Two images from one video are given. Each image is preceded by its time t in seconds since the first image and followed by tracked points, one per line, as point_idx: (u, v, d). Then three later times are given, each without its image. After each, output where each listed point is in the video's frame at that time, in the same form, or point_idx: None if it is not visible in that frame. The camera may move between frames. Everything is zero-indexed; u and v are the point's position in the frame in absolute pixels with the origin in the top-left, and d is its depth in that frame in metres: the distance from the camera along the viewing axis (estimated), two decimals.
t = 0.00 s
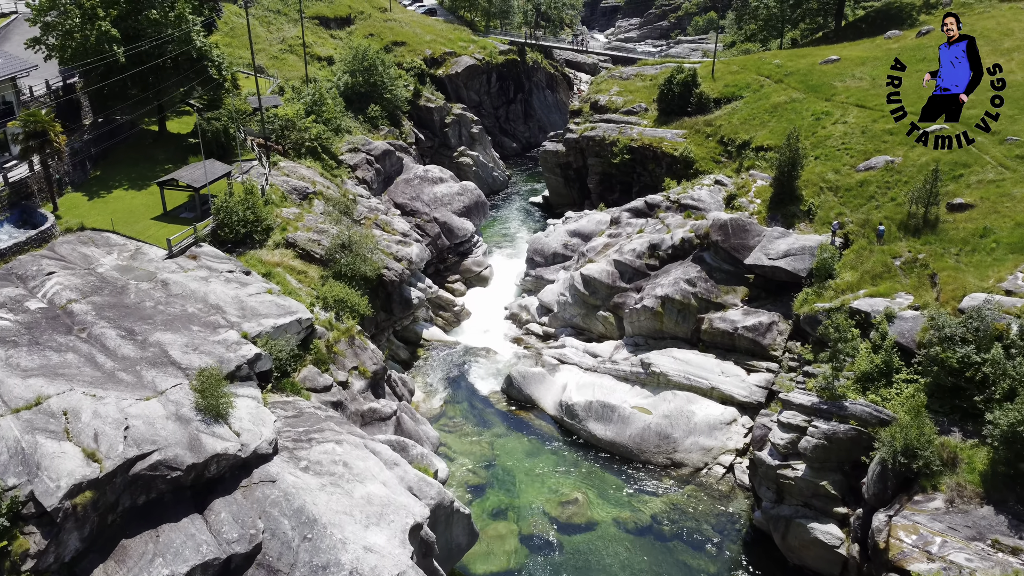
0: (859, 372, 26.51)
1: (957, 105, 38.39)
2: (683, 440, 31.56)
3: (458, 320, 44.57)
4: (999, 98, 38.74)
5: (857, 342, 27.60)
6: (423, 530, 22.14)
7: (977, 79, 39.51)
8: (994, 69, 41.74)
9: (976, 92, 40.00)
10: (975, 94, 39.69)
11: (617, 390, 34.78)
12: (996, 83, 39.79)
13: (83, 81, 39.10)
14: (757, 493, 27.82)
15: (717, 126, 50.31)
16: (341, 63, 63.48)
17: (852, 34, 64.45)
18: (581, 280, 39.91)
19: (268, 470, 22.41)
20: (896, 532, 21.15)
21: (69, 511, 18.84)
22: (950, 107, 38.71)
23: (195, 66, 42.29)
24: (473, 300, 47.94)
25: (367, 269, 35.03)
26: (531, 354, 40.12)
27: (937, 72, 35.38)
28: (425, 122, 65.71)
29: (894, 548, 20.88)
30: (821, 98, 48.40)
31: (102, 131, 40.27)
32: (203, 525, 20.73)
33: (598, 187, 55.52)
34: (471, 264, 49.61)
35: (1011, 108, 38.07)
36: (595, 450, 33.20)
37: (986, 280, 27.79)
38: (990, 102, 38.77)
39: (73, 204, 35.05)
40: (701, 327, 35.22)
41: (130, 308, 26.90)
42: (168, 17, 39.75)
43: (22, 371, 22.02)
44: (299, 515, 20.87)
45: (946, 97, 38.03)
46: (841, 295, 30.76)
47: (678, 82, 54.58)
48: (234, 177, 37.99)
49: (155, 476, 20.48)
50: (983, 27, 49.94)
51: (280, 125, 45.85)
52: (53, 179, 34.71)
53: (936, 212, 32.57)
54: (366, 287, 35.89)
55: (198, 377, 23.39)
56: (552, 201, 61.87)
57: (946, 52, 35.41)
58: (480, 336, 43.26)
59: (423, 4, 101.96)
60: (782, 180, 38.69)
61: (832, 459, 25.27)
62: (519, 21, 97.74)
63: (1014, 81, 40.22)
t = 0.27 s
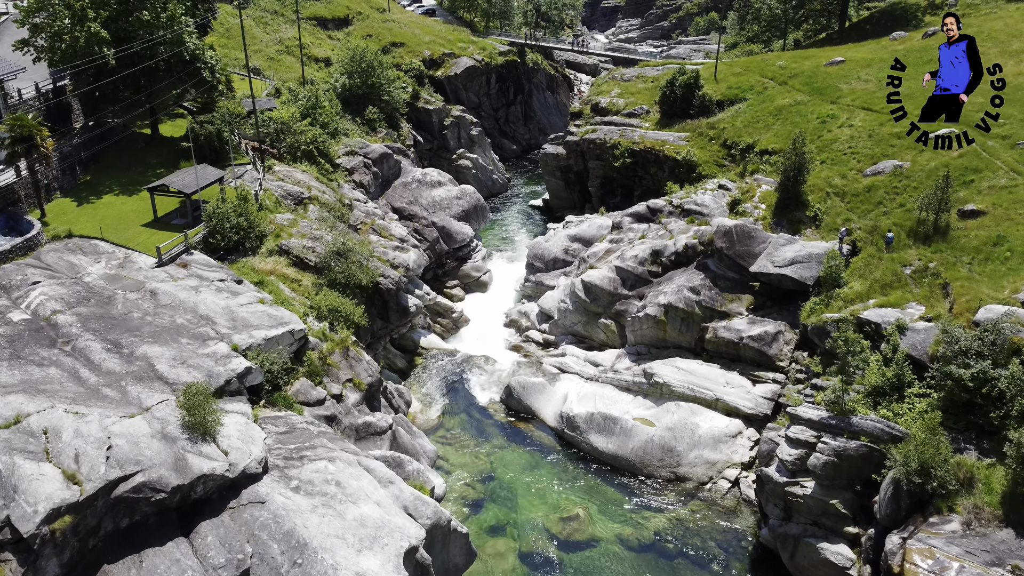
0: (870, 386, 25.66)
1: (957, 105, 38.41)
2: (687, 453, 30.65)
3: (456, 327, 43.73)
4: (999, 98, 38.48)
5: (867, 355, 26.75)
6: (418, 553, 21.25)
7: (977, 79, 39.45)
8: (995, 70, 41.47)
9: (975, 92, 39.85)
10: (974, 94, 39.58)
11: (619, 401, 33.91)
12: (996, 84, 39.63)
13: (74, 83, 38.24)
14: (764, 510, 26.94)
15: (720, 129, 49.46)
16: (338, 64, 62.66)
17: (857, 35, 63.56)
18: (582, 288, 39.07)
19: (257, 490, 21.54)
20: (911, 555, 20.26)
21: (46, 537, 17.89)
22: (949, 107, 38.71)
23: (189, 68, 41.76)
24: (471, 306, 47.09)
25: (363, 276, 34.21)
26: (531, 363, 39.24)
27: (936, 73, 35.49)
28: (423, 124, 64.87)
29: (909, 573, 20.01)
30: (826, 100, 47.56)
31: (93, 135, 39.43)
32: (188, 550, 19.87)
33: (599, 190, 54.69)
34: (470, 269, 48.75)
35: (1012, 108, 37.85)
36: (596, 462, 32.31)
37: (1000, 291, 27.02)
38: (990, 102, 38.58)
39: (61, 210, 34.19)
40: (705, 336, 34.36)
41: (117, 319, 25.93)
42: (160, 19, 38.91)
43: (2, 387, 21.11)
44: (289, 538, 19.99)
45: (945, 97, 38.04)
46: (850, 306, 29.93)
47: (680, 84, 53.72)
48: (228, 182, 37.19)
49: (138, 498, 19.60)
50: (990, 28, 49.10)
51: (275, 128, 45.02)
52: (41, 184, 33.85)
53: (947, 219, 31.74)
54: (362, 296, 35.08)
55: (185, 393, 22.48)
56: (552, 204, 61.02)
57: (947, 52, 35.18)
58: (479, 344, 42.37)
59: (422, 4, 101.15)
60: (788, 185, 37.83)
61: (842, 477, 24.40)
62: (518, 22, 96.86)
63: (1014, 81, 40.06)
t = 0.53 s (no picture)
0: (882, 401, 24.79)
1: (957, 105, 38.11)
2: (692, 467, 29.72)
3: (455, 334, 42.87)
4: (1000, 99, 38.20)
5: (878, 368, 25.86)
6: None
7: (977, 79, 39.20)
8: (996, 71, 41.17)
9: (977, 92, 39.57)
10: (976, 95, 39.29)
11: (622, 412, 33.05)
12: (996, 84, 39.44)
13: (63, 85, 37.39)
14: (772, 528, 26.06)
15: (723, 131, 48.60)
16: (336, 65, 61.85)
17: (862, 35, 62.61)
18: (584, 295, 38.18)
19: (245, 511, 20.67)
20: None
21: (22, 565, 16.92)
22: (950, 107, 38.42)
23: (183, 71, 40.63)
24: (470, 312, 46.22)
25: (358, 284, 33.35)
26: (531, 371, 38.37)
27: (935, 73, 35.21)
28: (422, 126, 64.00)
29: None
30: (832, 102, 46.69)
31: (83, 138, 38.65)
32: None
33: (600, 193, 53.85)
34: (469, 274, 47.87)
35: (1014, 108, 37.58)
36: (598, 476, 31.39)
37: (1015, 302, 26.19)
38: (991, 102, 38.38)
39: (49, 216, 33.34)
40: (709, 346, 33.48)
41: (103, 330, 24.96)
42: (152, 20, 38.24)
43: None
44: (278, 563, 19.11)
45: (946, 97, 37.70)
46: (860, 317, 29.05)
47: (683, 85, 52.82)
48: (221, 187, 36.36)
49: (120, 521, 18.73)
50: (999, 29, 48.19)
51: (270, 131, 44.15)
52: (28, 190, 33.02)
53: (958, 226, 30.90)
54: (357, 304, 34.23)
55: (172, 410, 21.54)
56: (553, 207, 60.16)
57: (946, 51, 34.82)
58: (478, 351, 41.53)
59: (421, 4, 100.40)
60: (794, 190, 36.94)
61: (854, 495, 23.53)
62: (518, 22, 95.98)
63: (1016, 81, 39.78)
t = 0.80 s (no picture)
0: (895, 417, 23.90)
1: (957, 105, 37.93)
2: (697, 482, 28.75)
3: (453, 342, 41.98)
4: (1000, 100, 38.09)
5: (890, 382, 24.98)
6: None
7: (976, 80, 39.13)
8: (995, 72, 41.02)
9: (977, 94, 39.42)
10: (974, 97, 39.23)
11: (624, 425, 32.11)
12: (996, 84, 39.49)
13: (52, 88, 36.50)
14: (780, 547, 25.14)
15: (727, 134, 47.77)
16: (333, 67, 60.98)
17: (867, 36, 61.77)
18: (585, 302, 37.30)
19: (232, 535, 19.79)
20: None
21: None
22: (949, 107, 38.25)
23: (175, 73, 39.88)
24: (469, 318, 45.34)
25: (354, 292, 32.51)
26: (530, 381, 37.48)
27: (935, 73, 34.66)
28: (420, 128, 63.15)
29: None
30: (838, 105, 45.84)
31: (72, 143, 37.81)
32: None
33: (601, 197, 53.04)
34: (467, 279, 46.96)
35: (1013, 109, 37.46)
36: (599, 490, 30.43)
37: None
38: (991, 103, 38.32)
39: (36, 222, 32.44)
40: (714, 356, 32.59)
41: (87, 342, 23.97)
42: (143, 21, 37.27)
43: None
44: None
45: (946, 97, 37.48)
46: (871, 328, 28.14)
47: (686, 87, 51.95)
48: (214, 193, 35.59)
49: (100, 548, 17.84)
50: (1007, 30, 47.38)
51: (265, 134, 43.31)
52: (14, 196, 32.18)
53: (971, 234, 30.03)
54: (353, 313, 33.36)
55: (156, 429, 20.59)
56: (553, 211, 59.29)
57: (946, 52, 33.87)
58: (476, 359, 40.65)
59: (419, 5, 99.55)
60: (800, 196, 35.99)
61: (866, 516, 22.66)
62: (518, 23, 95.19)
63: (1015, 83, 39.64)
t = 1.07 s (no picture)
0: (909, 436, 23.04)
1: (957, 105, 37.92)
2: (702, 500, 27.80)
3: (451, 351, 41.08)
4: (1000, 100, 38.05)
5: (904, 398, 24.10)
6: None
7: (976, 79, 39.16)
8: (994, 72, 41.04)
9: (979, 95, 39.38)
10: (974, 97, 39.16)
11: (627, 438, 31.17)
12: (996, 84, 39.49)
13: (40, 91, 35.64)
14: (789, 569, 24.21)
15: (730, 138, 46.91)
16: (329, 68, 60.08)
17: (871, 37, 61.01)
18: (586, 311, 36.40)
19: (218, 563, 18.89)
20: None
21: None
22: (950, 107, 38.25)
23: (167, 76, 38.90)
24: (468, 326, 44.45)
25: (349, 302, 31.66)
26: (530, 392, 36.57)
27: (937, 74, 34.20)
28: (418, 131, 62.30)
29: None
30: (844, 108, 45.03)
31: (60, 148, 36.91)
32: None
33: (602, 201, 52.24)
34: (466, 286, 46.01)
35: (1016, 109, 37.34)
36: (601, 507, 29.47)
37: None
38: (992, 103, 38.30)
39: (21, 230, 31.50)
40: (719, 367, 31.69)
41: (70, 358, 23.03)
42: (133, 23, 36.43)
43: None
44: None
45: (947, 97, 37.48)
46: (882, 341, 27.26)
47: (688, 90, 51.11)
48: (208, 199, 34.77)
49: None
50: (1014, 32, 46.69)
51: (260, 138, 42.47)
52: None
53: (984, 243, 29.20)
54: (348, 324, 32.47)
55: (138, 452, 19.63)
56: (553, 215, 58.44)
57: (946, 52, 33.36)
58: (475, 369, 39.76)
59: (418, 6, 98.72)
60: (806, 203, 34.89)
61: (879, 539, 21.77)
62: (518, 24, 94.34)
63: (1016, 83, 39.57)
